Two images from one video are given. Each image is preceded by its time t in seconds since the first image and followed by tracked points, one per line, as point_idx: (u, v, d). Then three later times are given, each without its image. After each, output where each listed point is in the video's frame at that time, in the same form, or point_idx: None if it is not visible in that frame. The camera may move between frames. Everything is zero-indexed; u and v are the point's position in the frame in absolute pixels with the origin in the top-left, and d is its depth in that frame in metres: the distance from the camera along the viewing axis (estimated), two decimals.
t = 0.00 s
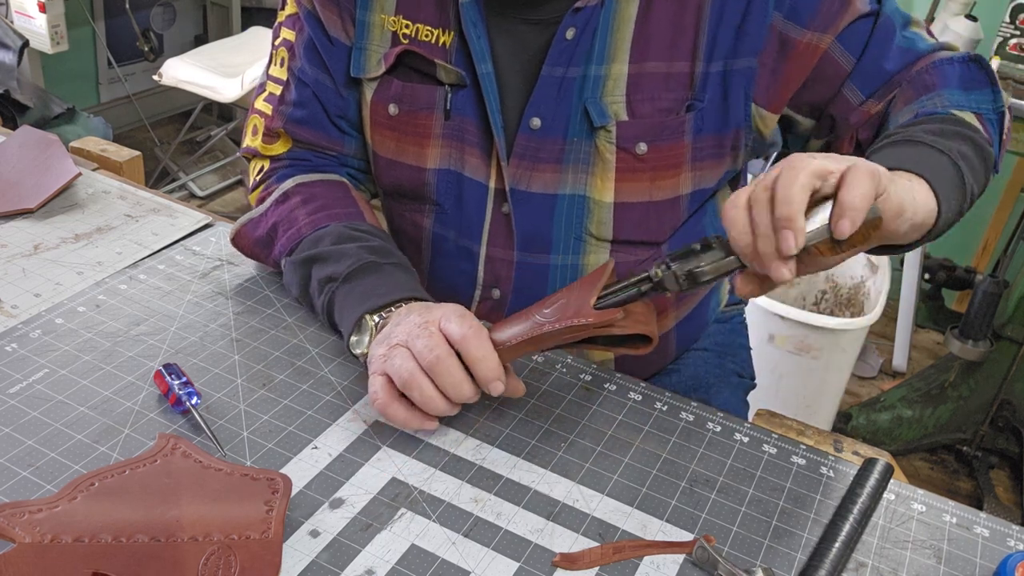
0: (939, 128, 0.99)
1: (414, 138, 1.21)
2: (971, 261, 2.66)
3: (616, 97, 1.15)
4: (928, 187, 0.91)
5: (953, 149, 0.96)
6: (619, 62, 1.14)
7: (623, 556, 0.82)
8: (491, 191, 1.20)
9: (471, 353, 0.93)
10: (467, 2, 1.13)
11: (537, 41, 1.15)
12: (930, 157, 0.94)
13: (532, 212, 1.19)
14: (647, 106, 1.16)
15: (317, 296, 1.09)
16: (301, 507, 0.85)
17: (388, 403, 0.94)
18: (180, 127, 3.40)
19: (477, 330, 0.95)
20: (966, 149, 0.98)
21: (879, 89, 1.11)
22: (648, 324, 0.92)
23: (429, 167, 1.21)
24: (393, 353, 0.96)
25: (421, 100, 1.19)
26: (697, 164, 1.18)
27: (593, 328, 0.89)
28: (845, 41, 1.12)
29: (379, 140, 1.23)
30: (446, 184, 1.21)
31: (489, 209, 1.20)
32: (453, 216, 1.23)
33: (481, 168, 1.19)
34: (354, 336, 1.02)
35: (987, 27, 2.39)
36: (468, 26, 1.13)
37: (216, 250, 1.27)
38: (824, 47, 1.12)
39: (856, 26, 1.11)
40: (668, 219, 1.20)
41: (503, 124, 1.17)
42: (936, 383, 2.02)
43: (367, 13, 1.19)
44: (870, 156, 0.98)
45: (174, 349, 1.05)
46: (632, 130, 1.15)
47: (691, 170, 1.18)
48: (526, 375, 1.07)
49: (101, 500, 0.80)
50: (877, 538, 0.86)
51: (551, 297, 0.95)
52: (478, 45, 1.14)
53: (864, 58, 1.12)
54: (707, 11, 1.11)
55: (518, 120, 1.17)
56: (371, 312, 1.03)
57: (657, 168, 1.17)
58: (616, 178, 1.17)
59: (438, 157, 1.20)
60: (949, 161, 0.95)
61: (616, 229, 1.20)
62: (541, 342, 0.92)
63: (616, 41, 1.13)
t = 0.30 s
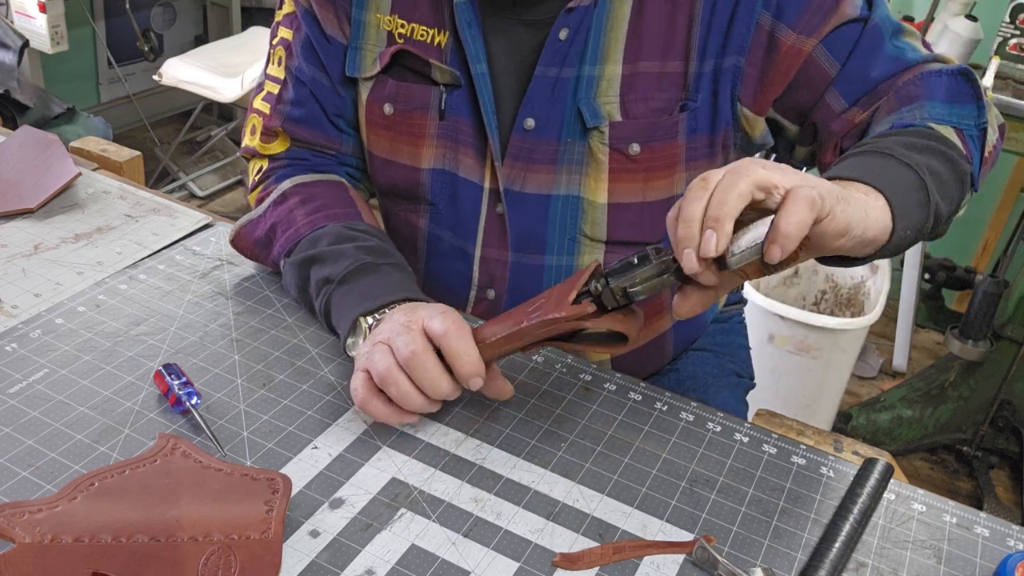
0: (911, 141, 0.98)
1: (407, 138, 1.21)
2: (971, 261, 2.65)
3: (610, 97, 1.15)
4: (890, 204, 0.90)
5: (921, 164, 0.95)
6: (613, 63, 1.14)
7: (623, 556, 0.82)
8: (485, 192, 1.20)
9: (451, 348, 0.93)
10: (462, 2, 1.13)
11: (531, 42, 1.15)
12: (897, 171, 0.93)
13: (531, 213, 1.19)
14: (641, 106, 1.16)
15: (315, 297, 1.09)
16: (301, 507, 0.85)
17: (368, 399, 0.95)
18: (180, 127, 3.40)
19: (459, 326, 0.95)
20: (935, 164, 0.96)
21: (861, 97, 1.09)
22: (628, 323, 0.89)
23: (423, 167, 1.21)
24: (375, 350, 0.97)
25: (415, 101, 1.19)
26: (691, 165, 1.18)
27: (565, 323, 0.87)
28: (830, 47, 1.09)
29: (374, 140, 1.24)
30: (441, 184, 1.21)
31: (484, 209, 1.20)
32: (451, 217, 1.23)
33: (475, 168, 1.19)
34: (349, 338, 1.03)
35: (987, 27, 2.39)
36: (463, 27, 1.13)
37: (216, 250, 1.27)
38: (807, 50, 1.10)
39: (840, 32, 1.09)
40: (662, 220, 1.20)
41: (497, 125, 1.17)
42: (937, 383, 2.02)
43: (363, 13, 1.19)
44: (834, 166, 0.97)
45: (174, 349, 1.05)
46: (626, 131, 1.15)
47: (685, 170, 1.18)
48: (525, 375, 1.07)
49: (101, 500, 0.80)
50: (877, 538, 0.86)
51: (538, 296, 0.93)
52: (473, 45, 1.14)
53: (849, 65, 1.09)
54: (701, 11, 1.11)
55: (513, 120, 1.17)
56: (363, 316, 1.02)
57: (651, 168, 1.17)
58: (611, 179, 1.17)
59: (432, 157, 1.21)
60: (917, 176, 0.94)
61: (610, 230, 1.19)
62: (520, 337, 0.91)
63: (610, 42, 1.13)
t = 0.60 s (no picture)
0: (939, 131, 0.96)
1: (408, 138, 1.21)
2: (971, 261, 2.66)
3: (610, 97, 1.15)
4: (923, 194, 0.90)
5: (949, 154, 0.94)
6: (613, 63, 1.14)
7: (623, 556, 0.82)
8: (485, 192, 1.20)
9: (455, 349, 0.93)
10: (462, 2, 1.13)
11: (532, 42, 1.15)
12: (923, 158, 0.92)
13: (531, 213, 1.19)
14: (641, 107, 1.16)
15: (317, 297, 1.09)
16: (301, 507, 0.85)
17: (371, 402, 0.95)
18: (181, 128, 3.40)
19: (463, 326, 0.95)
20: (962, 155, 0.95)
21: (863, 98, 1.09)
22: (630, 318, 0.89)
23: (423, 167, 1.21)
24: (377, 352, 0.97)
25: (416, 101, 1.19)
26: (692, 165, 1.18)
27: (567, 317, 0.87)
28: (833, 48, 1.10)
29: (375, 140, 1.24)
30: (441, 185, 1.21)
31: (484, 210, 1.20)
32: (451, 217, 1.23)
33: (475, 168, 1.19)
34: (351, 339, 1.03)
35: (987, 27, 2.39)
36: (464, 27, 1.13)
37: (216, 250, 1.27)
38: (811, 51, 1.10)
39: (843, 34, 1.09)
40: (663, 220, 1.20)
41: (497, 125, 1.17)
42: (937, 384, 2.02)
43: (364, 13, 1.19)
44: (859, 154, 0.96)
45: (174, 349, 1.05)
46: (627, 131, 1.15)
47: (685, 171, 1.18)
48: (525, 375, 1.07)
49: (101, 500, 0.80)
50: (877, 538, 0.86)
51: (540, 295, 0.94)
52: (473, 45, 1.14)
53: (852, 66, 1.09)
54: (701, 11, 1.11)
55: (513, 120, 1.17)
56: (365, 317, 1.03)
57: (652, 168, 1.17)
58: (610, 179, 1.17)
59: (433, 158, 1.21)
60: (945, 166, 0.93)
61: (610, 230, 1.19)
62: (522, 336, 0.91)
63: (610, 42, 1.13)
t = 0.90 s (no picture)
0: (926, 163, 0.99)
1: (407, 138, 1.21)
2: (971, 261, 2.66)
3: (610, 97, 1.15)
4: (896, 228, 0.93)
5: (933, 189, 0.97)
6: (612, 63, 1.14)
7: (623, 556, 0.82)
8: (484, 192, 1.20)
9: (448, 352, 0.92)
10: (460, 2, 1.13)
11: (530, 42, 1.15)
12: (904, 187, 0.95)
13: (531, 213, 1.19)
14: (640, 107, 1.16)
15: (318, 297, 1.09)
16: (301, 507, 0.85)
17: (371, 409, 0.95)
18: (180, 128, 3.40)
19: (456, 329, 0.94)
20: (940, 190, 0.98)
21: (853, 112, 1.10)
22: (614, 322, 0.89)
23: (423, 167, 1.21)
24: (375, 360, 0.97)
25: (416, 101, 1.19)
26: (691, 165, 1.19)
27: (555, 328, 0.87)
28: (827, 63, 1.11)
29: (374, 139, 1.24)
30: (441, 184, 1.21)
31: (483, 210, 1.20)
32: (451, 217, 1.23)
33: (475, 168, 1.19)
34: (351, 340, 1.03)
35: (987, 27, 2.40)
36: (462, 27, 1.13)
37: (216, 250, 1.27)
38: (806, 62, 1.11)
39: (840, 48, 1.10)
40: (662, 219, 1.20)
41: (496, 125, 1.17)
42: (937, 383, 2.02)
43: (363, 12, 1.19)
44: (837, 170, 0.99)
45: (174, 349, 1.05)
46: (626, 131, 1.15)
47: (685, 171, 1.18)
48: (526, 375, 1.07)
49: (101, 500, 0.80)
50: (877, 538, 0.86)
51: (529, 296, 0.93)
52: (471, 46, 1.14)
53: (844, 81, 1.10)
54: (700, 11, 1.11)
55: (512, 120, 1.17)
56: (367, 316, 1.03)
57: (652, 168, 1.17)
58: (609, 179, 1.17)
59: (432, 158, 1.21)
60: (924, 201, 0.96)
61: (610, 230, 1.19)
62: (513, 342, 0.91)
63: (609, 41, 1.13)
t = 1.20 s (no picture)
0: (869, 217, 1.01)
1: (406, 138, 1.21)
2: (971, 261, 2.66)
3: (610, 98, 1.15)
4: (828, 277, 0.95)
5: (867, 245, 1.00)
6: (613, 63, 1.14)
7: (623, 556, 0.82)
8: (484, 192, 1.20)
9: (445, 347, 0.92)
10: (458, 3, 1.13)
11: (530, 42, 1.15)
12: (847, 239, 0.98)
13: (530, 214, 1.19)
14: (640, 108, 1.16)
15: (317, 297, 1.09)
16: (301, 507, 0.85)
17: (361, 393, 0.94)
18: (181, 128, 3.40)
19: (457, 325, 0.94)
20: (874, 250, 1.01)
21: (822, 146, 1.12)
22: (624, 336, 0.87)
23: (422, 167, 1.21)
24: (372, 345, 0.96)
25: (415, 102, 1.19)
26: (691, 168, 1.19)
27: (561, 326, 0.87)
28: (805, 93, 1.12)
29: (373, 140, 1.24)
30: (440, 185, 1.21)
31: (483, 210, 1.20)
32: (450, 217, 1.23)
33: (474, 169, 1.19)
34: (350, 337, 1.03)
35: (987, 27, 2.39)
36: (459, 27, 1.13)
37: (216, 250, 1.27)
38: (786, 86, 1.12)
39: (818, 80, 1.12)
40: (661, 219, 1.19)
41: (496, 126, 1.17)
42: (937, 384, 2.02)
43: (362, 13, 1.19)
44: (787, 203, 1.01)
45: (174, 349, 1.05)
46: (625, 132, 1.15)
47: (684, 174, 1.18)
48: (525, 375, 1.07)
49: (101, 500, 0.80)
50: (877, 538, 0.86)
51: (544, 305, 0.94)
52: (470, 46, 1.14)
53: (818, 113, 1.12)
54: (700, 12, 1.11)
55: (512, 121, 1.17)
56: (366, 313, 1.02)
57: (650, 170, 1.17)
58: (608, 180, 1.17)
59: (431, 158, 1.21)
60: (855, 255, 0.99)
61: (609, 231, 1.19)
62: (513, 339, 0.91)
63: (609, 42, 1.13)
